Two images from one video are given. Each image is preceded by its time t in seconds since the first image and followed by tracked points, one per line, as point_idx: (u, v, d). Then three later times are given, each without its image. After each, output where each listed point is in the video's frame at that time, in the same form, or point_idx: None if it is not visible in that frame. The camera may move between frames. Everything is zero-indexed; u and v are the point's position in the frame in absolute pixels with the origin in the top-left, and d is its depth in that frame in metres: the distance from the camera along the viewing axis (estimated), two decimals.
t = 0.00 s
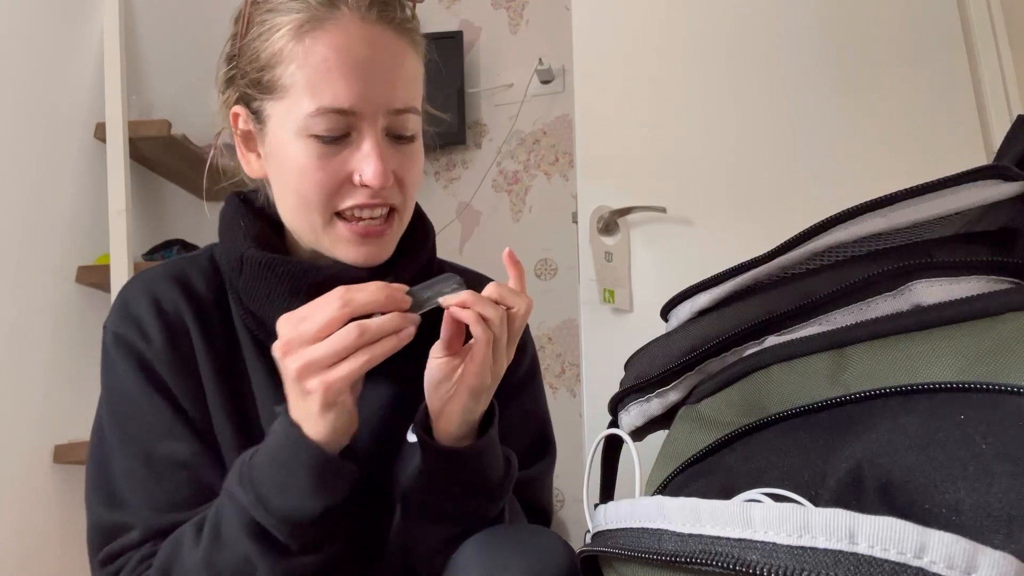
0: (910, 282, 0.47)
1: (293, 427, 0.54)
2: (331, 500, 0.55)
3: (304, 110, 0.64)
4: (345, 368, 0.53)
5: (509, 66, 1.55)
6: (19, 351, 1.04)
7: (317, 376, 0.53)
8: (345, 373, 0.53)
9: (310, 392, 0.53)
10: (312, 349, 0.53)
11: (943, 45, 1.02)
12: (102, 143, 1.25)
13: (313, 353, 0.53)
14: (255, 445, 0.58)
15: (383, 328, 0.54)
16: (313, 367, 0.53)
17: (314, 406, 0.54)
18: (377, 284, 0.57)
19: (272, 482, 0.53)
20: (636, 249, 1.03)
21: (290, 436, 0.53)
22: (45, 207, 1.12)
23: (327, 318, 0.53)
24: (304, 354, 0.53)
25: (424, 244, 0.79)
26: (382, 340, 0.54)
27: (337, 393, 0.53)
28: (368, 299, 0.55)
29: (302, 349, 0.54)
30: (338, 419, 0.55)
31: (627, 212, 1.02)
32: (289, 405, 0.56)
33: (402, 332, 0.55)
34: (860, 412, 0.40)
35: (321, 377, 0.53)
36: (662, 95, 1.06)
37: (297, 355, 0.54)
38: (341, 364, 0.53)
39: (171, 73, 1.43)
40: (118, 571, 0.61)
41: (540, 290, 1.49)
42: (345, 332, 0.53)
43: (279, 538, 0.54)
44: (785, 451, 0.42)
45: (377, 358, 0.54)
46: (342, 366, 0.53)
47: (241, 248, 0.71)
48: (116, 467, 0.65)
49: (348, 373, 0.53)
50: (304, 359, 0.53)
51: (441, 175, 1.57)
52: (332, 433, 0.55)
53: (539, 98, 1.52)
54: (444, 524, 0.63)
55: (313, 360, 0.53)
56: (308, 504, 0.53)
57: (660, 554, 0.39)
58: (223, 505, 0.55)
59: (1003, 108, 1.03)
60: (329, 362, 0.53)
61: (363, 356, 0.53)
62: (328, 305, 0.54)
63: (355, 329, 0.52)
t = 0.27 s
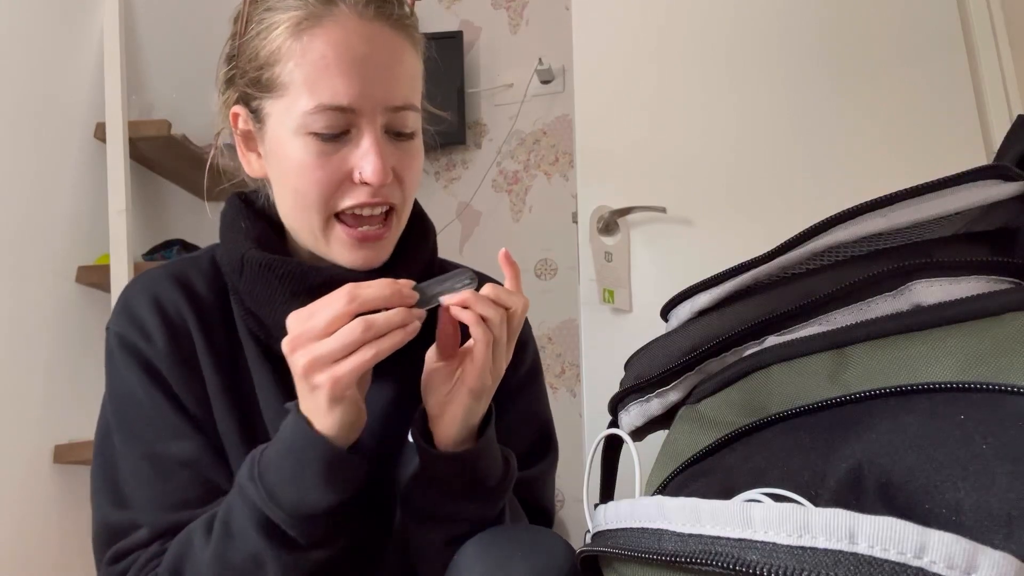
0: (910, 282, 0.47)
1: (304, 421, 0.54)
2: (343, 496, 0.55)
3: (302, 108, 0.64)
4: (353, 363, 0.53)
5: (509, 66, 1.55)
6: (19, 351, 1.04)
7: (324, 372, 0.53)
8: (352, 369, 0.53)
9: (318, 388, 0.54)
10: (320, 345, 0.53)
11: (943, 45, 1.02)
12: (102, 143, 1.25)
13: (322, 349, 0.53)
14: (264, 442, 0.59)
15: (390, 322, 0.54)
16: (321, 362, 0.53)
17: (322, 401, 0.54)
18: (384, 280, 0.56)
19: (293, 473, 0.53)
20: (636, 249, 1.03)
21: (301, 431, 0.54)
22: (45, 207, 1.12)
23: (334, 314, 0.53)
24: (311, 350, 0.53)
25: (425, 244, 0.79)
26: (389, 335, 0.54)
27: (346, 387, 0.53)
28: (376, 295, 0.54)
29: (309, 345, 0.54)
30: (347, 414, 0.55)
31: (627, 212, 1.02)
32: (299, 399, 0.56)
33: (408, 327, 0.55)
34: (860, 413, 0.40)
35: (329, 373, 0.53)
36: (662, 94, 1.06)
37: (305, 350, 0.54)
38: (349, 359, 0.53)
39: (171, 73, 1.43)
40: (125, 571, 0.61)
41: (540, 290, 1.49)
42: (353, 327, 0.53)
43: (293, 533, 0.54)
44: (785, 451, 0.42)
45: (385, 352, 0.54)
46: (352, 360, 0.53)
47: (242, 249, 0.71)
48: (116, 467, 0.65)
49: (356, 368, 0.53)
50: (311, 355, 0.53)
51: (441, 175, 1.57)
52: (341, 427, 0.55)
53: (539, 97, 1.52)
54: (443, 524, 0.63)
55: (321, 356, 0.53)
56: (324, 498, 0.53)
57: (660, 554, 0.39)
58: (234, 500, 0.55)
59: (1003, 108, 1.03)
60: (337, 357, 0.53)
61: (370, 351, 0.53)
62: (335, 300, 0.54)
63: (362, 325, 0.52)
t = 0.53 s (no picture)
0: (910, 282, 0.47)
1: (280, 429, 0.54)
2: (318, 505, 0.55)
3: (310, 109, 0.64)
4: (327, 371, 0.53)
5: (509, 66, 1.55)
6: (20, 350, 1.04)
7: (298, 380, 0.53)
8: (327, 376, 0.53)
9: (294, 396, 0.54)
10: (295, 352, 0.53)
11: (944, 45, 1.02)
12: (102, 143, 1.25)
13: (296, 356, 0.53)
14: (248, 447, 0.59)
15: (366, 329, 0.53)
16: (296, 369, 0.53)
17: (297, 409, 0.54)
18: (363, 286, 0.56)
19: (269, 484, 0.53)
20: (636, 249, 1.03)
21: (275, 440, 0.54)
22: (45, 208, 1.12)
23: (309, 321, 0.53)
24: (285, 357, 0.53)
25: (427, 245, 0.79)
26: (365, 342, 0.54)
27: (320, 396, 0.53)
28: (352, 301, 0.54)
29: (284, 352, 0.54)
30: (322, 423, 0.55)
31: (627, 212, 1.02)
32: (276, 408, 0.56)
33: (386, 333, 0.55)
34: (860, 412, 0.40)
35: (303, 381, 0.53)
36: (662, 94, 1.06)
37: (279, 358, 0.54)
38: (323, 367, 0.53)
39: (171, 73, 1.42)
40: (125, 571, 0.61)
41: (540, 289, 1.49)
42: (329, 333, 0.53)
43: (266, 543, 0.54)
44: (785, 451, 0.42)
45: (360, 360, 0.54)
46: (325, 369, 0.53)
47: (244, 250, 0.71)
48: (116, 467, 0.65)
49: (330, 376, 0.53)
50: (285, 362, 0.53)
51: (441, 175, 1.57)
52: (316, 437, 0.55)
53: (539, 97, 1.52)
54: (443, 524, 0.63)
55: (295, 363, 0.53)
56: (296, 508, 0.53)
57: (660, 554, 0.39)
58: (214, 507, 0.55)
59: (1003, 108, 1.03)
60: (312, 364, 0.53)
61: (346, 359, 0.53)
62: (311, 308, 0.54)
63: (337, 331, 0.52)
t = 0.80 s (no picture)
0: (909, 282, 0.47)
1: (281, 433, 0.54)
2: (321, 505, 0.55)
3: (315, 106, 0.64)
4: (328, 376, 0.53)
5: (509, 66, 1.55)
6: (20, 350, 1.04)
7: (300, 385, 0.53)
8: (329, 381, 0.53)
9: (296, 400, 0.53)
10: (297, 358, 0.53)
11: (943, 45, 1.02)
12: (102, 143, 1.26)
13: (299, 361, 0.53)
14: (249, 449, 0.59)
15: (369, 333, 0.54)
16: (298, 374, 0.53)
17: (300, 413, 0.54)
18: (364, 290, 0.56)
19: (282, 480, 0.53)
20: (636, 249, 1.03)
21: (277, 443, 0.53)
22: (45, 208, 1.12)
23: (310, 325, 0.53)
24: (288, 362, 0.53)
25: (429, 245, 0.79)
26: (367, 346, 0.54)
27: (323, 400, 0.53)
28: (355, 305, 0.54)
29: (286, 357, 0.53)
30: (323, 427, 0.55)
31: (627, 212, 1.02)
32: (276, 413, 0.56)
33: (389, 337, 0.55)
34: (860, 413, 0.40)
35: (305, 386, 0.53)
36: (662, 94, 1.06)
37: (281, 362, 0.53)
38: (325, 372, 0.53)
39: (171, 73, 1.42)
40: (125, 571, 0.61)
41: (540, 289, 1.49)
42: (331, 337, 0.53)
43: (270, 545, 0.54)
44: (785, 452, 0.42)
45: (363, 364, 0.54)
46: (327, 373, 0.53)
47: (246, 251, 0.71)
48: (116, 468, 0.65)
49: (332, 381, 0.53)
50: (288, 367, 0.53)
51: (441, 175, 1.57)
52: (317, 442, 0.55)
53: (539, 97, 1.52)
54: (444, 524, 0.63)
55: (297, 368, 0.52)
56: (296, 510, 0.53)
57: (660, 554, 0.39)
58: (216, 509, 0.56)
59: (1003, 108, 1.03)
60: (315, 369, 0.53)
61: (348, 363, 0.53)
62: (312, 312, 0.54)
63: (340, 336, 0.53)
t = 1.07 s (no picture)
0: (909, 282, 0.47)
1: (304, 425, 0.54)
2: (343, 500, 0.55)
3: (308, 103, 0.65)
4: (351, 368, 0.53)
5: (508, 66, 1.55)
6: (21, 350, 1.04)
7: (324, 377, 0.53)
8: (352, 374, 0.52)
9: (319, 392, 0.53)
10: (320, 349, 0.53)
11: (943, 45, 1.02)
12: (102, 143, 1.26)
13: (322, 353, 0.52)
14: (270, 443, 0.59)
15: (390, 327, 0.53)
16: (321, 366, 0.53)
17: (322, 405, 0.54)
18: (384, 285, 0.56)
19: (285, 481, 0.53)
20: (636, 249, 1.03)
21: (301, 435, 0.54)
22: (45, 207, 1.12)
23: (332, 319, 0.53)
24: (312, 354, 0.53)
25: (430, 245, 0.79)
26: (389, 339, 0.53)
27: (345, 393, 0.53)
28: (376, 300, 0.54)
29: (309, 349, 0.53)
30: (346, 420, 0.55)
31: (627, 212, 1.03)
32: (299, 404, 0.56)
33: (409, 331, 0.54)
34: (860, 413, 0.40)
35: (328, 378, 0.53)
36: (662, 94, 1.06)
37: (305, 354, 0.53)
38: (349, 364, 0.53)
39: (171, 74, 1.42)
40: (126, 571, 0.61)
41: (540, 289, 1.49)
42: (353, 330, 0.52)
43: (293, 536, 0.54)
44: (785, 452, 0.42)
45: (385, 358, 0.53)
46: (350, 366, 0.53)
47: (248, 251, 0.71)
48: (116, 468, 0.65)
49: (355, 373, 0.52)
50: (311, 359, 0.53)
51: (441, 175, 1.57)
52: (339, 433, 0.55)
53: (539, 98, 1.52)
54: (445, 525, 0.63)
55: (320, 360, 0.53)
56: (323, 501, 0.53)
57: (660, 554, 0.39)
58: (239, 503, 0.55)
59: (1003, 108, 1.03)
60: (338, 362, 0.53)
61: (370, 356, 0.53)
62: (336, 305, 0.54)
63: (362, 329, 0.52)
